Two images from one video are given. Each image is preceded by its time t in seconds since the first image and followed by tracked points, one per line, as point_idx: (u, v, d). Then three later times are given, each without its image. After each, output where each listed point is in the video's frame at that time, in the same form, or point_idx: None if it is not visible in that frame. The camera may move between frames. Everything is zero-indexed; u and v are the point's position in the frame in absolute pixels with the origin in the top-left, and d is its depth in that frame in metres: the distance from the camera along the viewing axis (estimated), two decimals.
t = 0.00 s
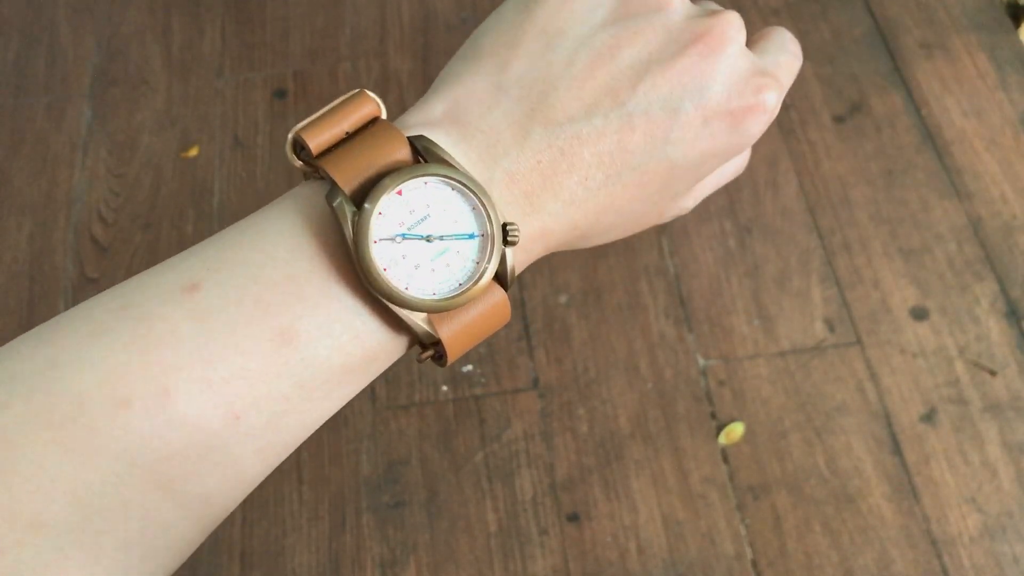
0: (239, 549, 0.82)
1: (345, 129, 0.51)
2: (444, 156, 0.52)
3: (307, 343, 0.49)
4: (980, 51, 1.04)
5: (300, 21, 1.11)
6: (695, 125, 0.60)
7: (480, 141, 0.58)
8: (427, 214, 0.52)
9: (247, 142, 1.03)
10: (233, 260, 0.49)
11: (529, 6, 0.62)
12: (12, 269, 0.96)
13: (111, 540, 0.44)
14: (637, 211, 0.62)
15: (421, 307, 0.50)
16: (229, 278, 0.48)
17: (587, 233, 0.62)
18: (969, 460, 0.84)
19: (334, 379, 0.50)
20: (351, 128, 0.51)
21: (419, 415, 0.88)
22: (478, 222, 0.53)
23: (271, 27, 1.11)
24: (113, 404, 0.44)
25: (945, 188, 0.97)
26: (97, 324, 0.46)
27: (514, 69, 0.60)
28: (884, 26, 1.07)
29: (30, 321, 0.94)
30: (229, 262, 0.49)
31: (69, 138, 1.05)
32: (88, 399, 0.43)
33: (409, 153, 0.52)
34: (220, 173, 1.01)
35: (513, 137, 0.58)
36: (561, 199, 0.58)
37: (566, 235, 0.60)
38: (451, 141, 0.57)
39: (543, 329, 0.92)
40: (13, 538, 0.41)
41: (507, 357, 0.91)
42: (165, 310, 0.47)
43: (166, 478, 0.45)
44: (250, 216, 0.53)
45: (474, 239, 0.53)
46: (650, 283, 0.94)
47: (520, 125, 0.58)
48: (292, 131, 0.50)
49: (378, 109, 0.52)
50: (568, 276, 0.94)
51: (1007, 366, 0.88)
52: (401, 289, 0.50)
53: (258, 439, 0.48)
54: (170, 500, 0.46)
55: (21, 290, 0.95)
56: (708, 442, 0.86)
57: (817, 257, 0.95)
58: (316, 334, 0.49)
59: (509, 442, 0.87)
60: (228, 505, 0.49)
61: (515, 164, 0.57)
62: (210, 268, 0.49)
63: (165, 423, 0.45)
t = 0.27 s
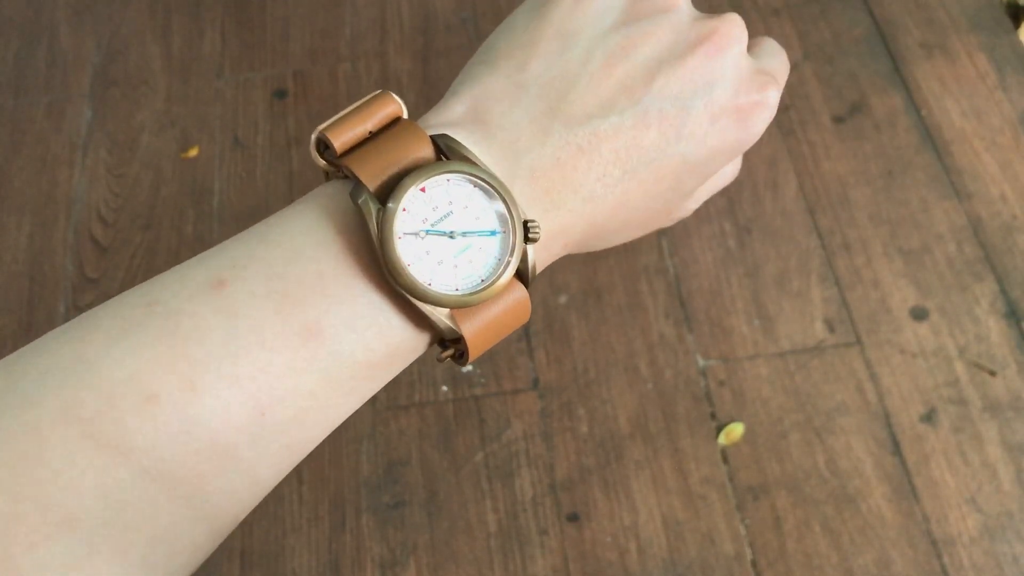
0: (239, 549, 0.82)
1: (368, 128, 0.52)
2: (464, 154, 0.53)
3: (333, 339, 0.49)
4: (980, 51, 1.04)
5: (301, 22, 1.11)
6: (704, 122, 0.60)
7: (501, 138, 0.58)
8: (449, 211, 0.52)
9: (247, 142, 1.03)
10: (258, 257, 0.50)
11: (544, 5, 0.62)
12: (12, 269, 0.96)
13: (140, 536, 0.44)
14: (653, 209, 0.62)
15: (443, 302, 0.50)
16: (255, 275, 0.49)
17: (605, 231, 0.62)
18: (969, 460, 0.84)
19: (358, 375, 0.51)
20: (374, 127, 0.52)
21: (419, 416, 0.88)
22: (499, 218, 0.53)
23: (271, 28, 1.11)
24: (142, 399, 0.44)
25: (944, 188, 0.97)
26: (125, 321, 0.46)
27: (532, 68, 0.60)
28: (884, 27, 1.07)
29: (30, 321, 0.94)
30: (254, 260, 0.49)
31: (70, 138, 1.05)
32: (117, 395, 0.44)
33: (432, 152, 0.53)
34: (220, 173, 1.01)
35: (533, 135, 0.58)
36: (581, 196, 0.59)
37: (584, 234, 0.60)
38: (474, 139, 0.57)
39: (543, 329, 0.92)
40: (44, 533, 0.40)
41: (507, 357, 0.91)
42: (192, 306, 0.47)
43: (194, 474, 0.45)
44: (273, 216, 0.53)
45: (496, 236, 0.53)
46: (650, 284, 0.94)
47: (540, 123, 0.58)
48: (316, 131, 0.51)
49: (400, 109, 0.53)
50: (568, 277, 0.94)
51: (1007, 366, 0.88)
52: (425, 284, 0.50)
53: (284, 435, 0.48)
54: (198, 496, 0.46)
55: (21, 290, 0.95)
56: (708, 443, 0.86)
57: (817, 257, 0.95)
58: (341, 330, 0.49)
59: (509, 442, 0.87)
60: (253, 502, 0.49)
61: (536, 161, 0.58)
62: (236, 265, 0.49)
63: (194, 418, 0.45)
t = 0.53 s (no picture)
0: (239, 549, 0.82)
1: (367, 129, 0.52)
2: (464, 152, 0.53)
3: (334, 338, 0.49)
4: (980, 51, 1.04)
5: (300, 21, 1.11)
6: (695, 117, 0.61)
7: (500, 138, 0.58)
8: (449, 209, 0.52)
9: (247, 142, 1.03)
10: (260, 258, 0.50)
11: (535, 5, 0.62)
12: (13, 269, 0.96)
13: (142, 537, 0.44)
14: (649, 205, 0.63)
15: (445, 300, 0.50)
16: (257, 275, 0.49)
17: (605, 230, 0.62)
18: (969, 460, 0.84)
19: (360, 374, 0.50)
20: (374, 128, 0.52)
21: (419, 415, 0.88)
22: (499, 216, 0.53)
23: (271, 28, 1.11)
24: (144, 400, 0.44)
25: (945, 188, 0.97)
26: (128, 322, 0.46)
27: (527, 69, 0.60)
28: (884, 27, 1.07)
29: (30, 321, 0.94)
30: (257, 260, 0.50)
31: (70, 138, 1.05)
32: (120, 396, 0.44)
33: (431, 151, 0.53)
34: (220, 173, 1.01)
35: (532, 135, 0.58)
36: (580, 194, 0.59)
37: (585, 232, 0.60)
38: (474, 139, 0.57)
39: (542, 329, 0.92)
40: (47, 535, 0.40)
41: (506, 357, 0.91)
42: (194, 307, 0.47)
43: (197, 474, 0.45)
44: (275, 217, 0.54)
45: (497, 234, 0.53)
46: (650, 283, 0.94)
47: (538, 122, 0.59)
48: (315, 131, 0.51)
49: (400, 109, 0.52)
50: (568, 276, 0.94)
51: (1007, 366, 0.88)
52: (425, 282, 0.50)
53: (286, 435, 0.48)
54: (200, 497, 0.46)
55: (21, 290, 0.95)
56: (708, 442, 0.86)
57: (817, 257, 0.95)
58: (343, 329, 0.49)
59: (508, 442, 0.87)
60: (255, 503, 0.49)
61: (536, 159, 0.58)
62: (238, 266, 0.49)
63: (196, 419, 0.45)
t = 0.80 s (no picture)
0: (239, 549, 0.82)
1: (375, 128, 0.52)
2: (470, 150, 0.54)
3: (340, 336, 0.49)
4: (980, 51, 1.04)
5: (301, 21, 1.11)
6: (683, 122, 0.62)
7: (504, 139, 0.58)
8: (457, 205, 0.53)
9: (247, 142, 1.03)
10: (267, 255, 0.50)
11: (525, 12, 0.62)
12: (13, 269, 0.96)
13: (146, 532, 0.44)
14: (645, 207, 0.63)
15: (453, 294, 0.50)
16: (263, 271, 0.49)
17: (604, 231, 0.62)
18: (969, 460, 0.84)
19: (365, 372, 0.51)
20: (382, 126, 0.52)
21: (419, 415, 0.88)
22: (505, 213, 0.53)
23: (271, 28, 1.11)
24: (151, 394, 0.44)
25: (945, 188, 0.97)
26: (134, 316, 0.46)
27: (523, 74, 0.60)
28: (884, 27, 1.07)
29: (30, 321, 0.94)
30: (264, 257, 0.50)
31: (70, 138, 1.05)
32: (126, 389, 0.43)
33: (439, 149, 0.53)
34: (220, 173, 1.01)
35: (535, 137, 0.58)
36: (582, 195, 0.59)
37: (585, 233, 0.61)
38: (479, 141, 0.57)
39: (543, 329, 0.92)
40: (52, 530, 0.40)
41: (506, 357, 0.91)
42: (201, 302, 0.47)
43: (202, 469, 0.45)
44: (282, 215, 0.54)
45: (503, 230, 0.53)
46: (650, 283, 0.94)
47: (540, 125, 0.59)
48: (323, 131, 0.52)
49: (407, 109, 0.53)
50: (568, 276, 0.94)
51: (1008, 366, 0.88)
52: (435, 275, 0.50)
53: (291, 431, 0.48)
54: (204, 492, 0.46)
55: (21, 289, 0.95)
56: (708, 442, 0.86)
57: (817, 257, 0.95)
58: (349, 327, 0.50)
59: (509, 442, 0.87)
60: (257, 498, 0.49)
61: (539, 161, 0.58)
62: (245, 262, 0.49)
63: (203, 414, 0.45)
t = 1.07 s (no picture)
0: (239, 550, 0.82)
1: (382, 123, 0.54)
2: (478, 141, 0.57)
3: (353, 325, 0.51)
4: (980, 51, 1.04)
5: (301, 21, 1.11)
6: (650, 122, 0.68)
7: (505, 137, 0.62)
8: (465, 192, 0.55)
9: (247, 142, 1.03)
10: (281, 249, 0.52)
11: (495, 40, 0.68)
12: (13, 269, 0.96)
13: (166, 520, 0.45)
14: (628, 203, 0.68)
15: (464, 278, 0.52)
16: (276, 265, 0.51)
17: (596, 224, 0.67)
18: (969, 460, 0.84)
19: (377, 361, 0.53)
20: (389, 122, 0.55)
21: (419, 415, 0.88)
22: (512, 199, 0.56)
23: (271, 28, 1.11)
24: (170, 384, 0.45)
25: (945, 188, 0.97)
26: (153, 309, 0.48)
27: (507, 87, 0.65)
28: (884, 27, 1.07)
29: (30, 321, 0.93)
30: (277, 251, 0.51)
31: (70, 138, 1.05)
32: (147, 380, 0.45)
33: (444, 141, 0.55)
34: (220, 173, 1.01)
35: (532, 135, 0.63)
36: (577, 188, 0.63)
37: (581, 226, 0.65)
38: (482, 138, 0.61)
39: (542, 329, 0.92)
40: (78, 519, 0.42)
41: (506, 357, 0.91)
42: (218, 295, 0.49)
43: (221, 458, 0.47)
44: (292, 211, 0.56)
45: (510, 216, 0.56)
46: (650, 283, 0.94)
47: (534, 125, 0.63)
48: (333, 127, 0.54)
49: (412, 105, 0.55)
50: (568, 276, 0.94)
51: (1008, 366, 0.88)
52: (446, 256, 0.52)
53: (307, 420, 0.50)
54: (223, 480, 0.47)
55: (20, 290, 0.95)
56: (708, 443, 0.86)
57: (817, 257, 0.95)
58: (360, 317, 0.51)
59: (509, 442, 0.87)
60: (274, 486, 0.51)
61: (538, 157, 0.62)
62: (258, 257, 0.51)
63: (220, 404, 0.46)
